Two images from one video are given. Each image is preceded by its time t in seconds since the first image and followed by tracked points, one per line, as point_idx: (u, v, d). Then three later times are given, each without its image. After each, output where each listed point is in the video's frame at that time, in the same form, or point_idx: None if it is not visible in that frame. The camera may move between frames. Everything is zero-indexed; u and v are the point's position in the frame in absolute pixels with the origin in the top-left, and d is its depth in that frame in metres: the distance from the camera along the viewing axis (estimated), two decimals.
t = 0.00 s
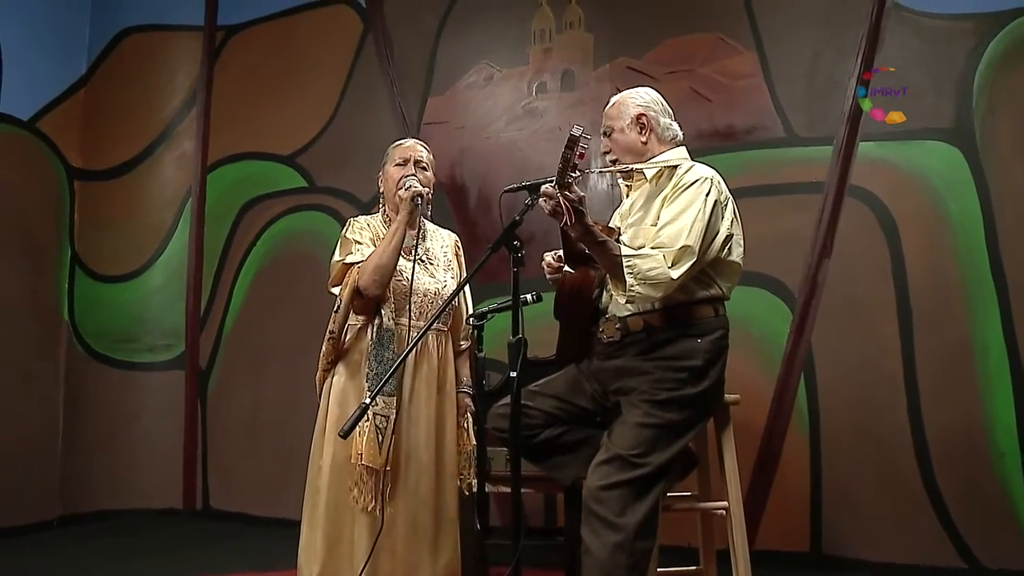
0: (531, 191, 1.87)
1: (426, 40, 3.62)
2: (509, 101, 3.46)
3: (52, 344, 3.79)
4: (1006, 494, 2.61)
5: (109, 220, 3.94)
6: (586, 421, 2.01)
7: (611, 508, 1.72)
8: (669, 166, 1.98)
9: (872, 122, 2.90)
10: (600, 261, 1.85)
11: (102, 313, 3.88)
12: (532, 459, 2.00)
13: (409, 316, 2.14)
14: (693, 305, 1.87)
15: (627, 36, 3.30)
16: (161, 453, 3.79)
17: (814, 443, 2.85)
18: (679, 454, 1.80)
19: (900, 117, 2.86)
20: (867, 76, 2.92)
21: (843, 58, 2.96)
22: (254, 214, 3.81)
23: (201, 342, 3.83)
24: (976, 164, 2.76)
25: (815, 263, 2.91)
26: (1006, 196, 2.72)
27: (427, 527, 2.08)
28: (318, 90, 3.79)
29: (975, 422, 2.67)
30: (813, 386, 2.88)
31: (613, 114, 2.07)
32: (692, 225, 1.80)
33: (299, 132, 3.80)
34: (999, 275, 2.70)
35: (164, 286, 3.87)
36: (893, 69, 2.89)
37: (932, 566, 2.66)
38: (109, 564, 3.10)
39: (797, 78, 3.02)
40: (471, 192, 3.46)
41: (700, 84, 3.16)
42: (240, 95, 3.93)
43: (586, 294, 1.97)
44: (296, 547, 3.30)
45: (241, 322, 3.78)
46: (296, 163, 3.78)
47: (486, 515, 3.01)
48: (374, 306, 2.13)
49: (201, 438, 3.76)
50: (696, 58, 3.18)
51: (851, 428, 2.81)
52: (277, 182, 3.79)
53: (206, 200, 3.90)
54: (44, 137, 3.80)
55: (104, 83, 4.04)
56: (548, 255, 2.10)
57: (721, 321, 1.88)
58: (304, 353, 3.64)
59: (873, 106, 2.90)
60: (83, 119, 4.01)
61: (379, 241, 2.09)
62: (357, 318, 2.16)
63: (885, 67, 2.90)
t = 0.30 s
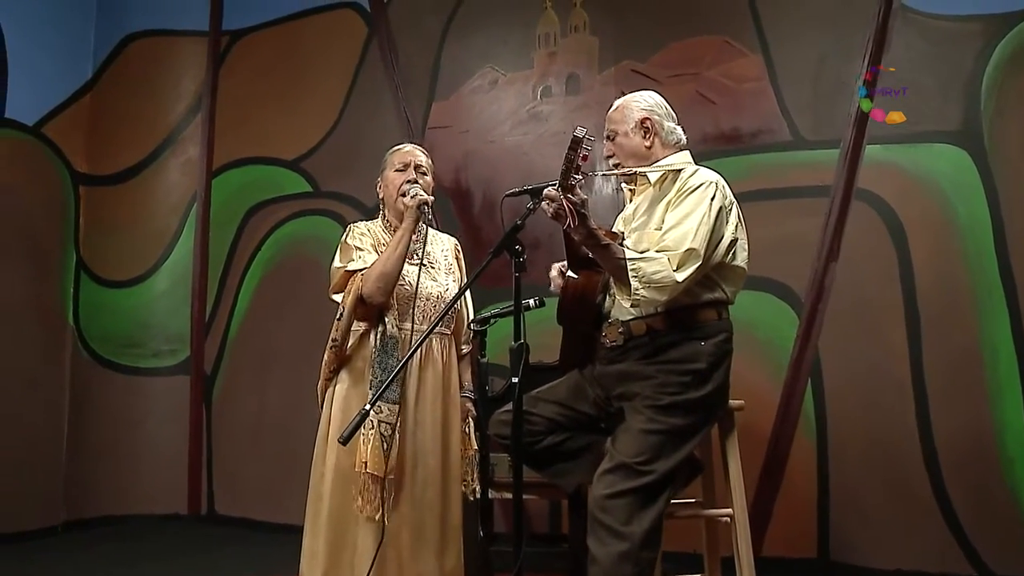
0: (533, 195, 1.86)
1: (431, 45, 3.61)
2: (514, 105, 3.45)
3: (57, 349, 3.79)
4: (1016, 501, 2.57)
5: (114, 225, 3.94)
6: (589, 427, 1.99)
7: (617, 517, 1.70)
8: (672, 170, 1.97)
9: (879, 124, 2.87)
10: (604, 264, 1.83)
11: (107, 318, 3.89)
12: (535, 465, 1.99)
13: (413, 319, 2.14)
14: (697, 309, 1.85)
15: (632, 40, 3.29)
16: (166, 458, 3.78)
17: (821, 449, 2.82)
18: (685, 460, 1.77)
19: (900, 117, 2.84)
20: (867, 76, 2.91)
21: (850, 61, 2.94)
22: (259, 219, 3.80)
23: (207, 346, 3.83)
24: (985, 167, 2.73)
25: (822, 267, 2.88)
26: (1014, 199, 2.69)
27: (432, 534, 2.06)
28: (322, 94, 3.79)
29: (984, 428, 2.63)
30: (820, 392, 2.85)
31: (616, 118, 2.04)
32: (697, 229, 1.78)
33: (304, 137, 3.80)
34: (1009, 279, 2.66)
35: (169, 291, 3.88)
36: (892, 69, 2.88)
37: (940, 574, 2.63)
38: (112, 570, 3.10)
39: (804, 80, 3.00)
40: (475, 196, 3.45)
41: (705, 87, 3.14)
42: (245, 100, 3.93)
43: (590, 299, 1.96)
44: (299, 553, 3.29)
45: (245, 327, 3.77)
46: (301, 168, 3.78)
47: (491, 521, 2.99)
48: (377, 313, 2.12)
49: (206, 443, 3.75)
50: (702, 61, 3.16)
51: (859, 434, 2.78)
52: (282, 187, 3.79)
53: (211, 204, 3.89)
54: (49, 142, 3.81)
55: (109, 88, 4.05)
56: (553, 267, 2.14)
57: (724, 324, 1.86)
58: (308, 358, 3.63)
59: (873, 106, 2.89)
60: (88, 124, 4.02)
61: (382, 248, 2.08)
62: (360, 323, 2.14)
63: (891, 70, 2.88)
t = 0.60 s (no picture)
0: (535, 198, 1.83)
1: (435, 49, 3.61)
2: (519, 109, 3.43)
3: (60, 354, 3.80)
4: None
5: (120, 229, 3.95)
6: (591, 432, 1.97)
7: (624, 526, 1.68)
8: (679, 172, 1.95)
9: (885, 127, 2.85)
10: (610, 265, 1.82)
11: (112, 323, 3.89)
12: (536, 471, 1.97)
13: (422, 315, 2.13)
14: (700, 312, 1.83)
15: (638, 42, 3.27)
16: (169, 463, 3.77)
17: (828, 455, 2.79)
18: (691, 467, 1.75)
19: (901, 117, 2.83)
20: (868, 76, 2.90)
21: (856, 63, 2.92)
22: (264, 223, 3.79)
23: (211, 351, 3.81)
24: (992, 169, 2.70)
25: (828, 271, 2.86)
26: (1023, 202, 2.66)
27: (447, 534, 2.05)
28: (327, 99, 3.78)
29: (994, 434, 2.60)
30: (827, 397, 2.82)
31: (623, 121, 2.03)
32: (704, 229, 1.76)
33: (308, 141, 3.79)
34: (1018, 283, 2.63)
35: (174, 296, 3.86)
36: (893, 69, 2.86)
37: None
38: None
39: (810, 83, 2.98)
40: (480, 200, 3.43)
41: (710, 90, 3.13)
42: (251, 104, 3.92)
43: (592, 300, 1.93)
44: (301, 559, 3.28)
45: (249, 331, 3.76)
46: (306, 172, 3.76)
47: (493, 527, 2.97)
48: (382, 315, 2.09)
49: (209, 448, 3.74)
50: (707, 64, 3.15)
51: (866, 440, 2.75)
52: (286, 191, 3.78)
53: (215, 208, 3.89)
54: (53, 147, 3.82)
55: (114, 92, 4.06)
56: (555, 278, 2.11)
57: (728, 327, 1.84)
58: (312, 362, 3.62)
59: (873, 106, 2.87)
60: (94, 129, 4.04)
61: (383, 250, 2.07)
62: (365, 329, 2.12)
63: (899, 72, 2.85)
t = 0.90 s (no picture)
0: (533, 203, 1.83)
1: (437, 52, 3.59)
2: (521, 113, 3.42)
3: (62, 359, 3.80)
4: None
5: (122, 234, 3.94)
6: (592, 438, 1.94)
7: (626, 535, 1.66)
8: (682, 177, 1.92)
9: (891, 130, 2.82)
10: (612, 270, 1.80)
11: (114, 329, 3.89)
12: (535, 478, 1.94)
13: (420, 319, 2.11)
14: (703, 318, 1.81)
15: (640, 45, 3.25)
16: (170, 469, 3.76)
17: (832, 461, 2.76)
18: (693, 475, 1.73)
19: (900, 117, 2.81)
20: (867, 76, 2.88)
21: (860, 66, 2.90)
22: (266, 228, 3.78)
23: (213, 357, 3.80)
24: (998, 173, 2.68)
25: (833, 275, 2.83)
26: None
27: (458, 540, 2.02)
28: (329, 103, 3.78)
29: (1000, 440, 2.57)
30: (831, 402, 2.79)
31: (619, 135, 2.01)
32: (708, 235, 1.74)
33: (310, 145, 3.78)
34: None
35: (175, 301, 3.86)
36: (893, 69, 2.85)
37: None
38: None
39: (813, 86, 2.96)
40: (482, 204, 3.41)
41: (713, 93, 3.11)
42: (253, 108, 3.92)
43: (595, 303, 1.91)
44: (302, 565, 3.26)
45: (251, 336, 3.75)
46: (308, 176, 3.75)
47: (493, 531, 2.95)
48: (380, 320, 2.10)
49: (210, 454, 3.73)
50: (710, 67, 3.13)
51: (871, 446, 2.72)
52: (288, 196, 3.77)
53: (218, 214, 3.88)
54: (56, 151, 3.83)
55: (116, 97, 4.07)
56: (559, 277, 2.10)
57: (731, 333, 1.81)
58: (313, 367, 3.61)
59: (873, 106, 2.85)
60: (97, 133, 4.05)
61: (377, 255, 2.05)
62: (364, 336, 2.10)
63: (903, 75, 2.83)
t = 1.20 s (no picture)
0: (531, 207, 1.81)
1: (438, 56, 3.58)
2: (522, 117, 3.40)
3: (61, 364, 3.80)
4: None
5: (123, 238, 3.94)
6: (590, 445, 1.92)
7: (625, 545, 1.64)
8: (684, 182, 1.90)
9: (895, 133, 2.79)
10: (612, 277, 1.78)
11: (114, 333, 3.88)
12: (533, 485, 1.92)
13: (414, 326, 2.09)
14: (704, 325, 1.79)
15: (641, 48, 3.24)
16: (169, 475, 3.74)
17: (835, 468, 2.73)
18: (693, 484, 1.71)
19: (901, 118, 2.79)
20: (867, 76, 2.86)
21: (862, 68, 2.87)
22: (265, 233, 3.75)
23: (213, 363, 3.76)
24: (1004, 177, 2.65)
25: (835, 281, 2.80)
26: None
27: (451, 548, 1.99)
28: (330, 107, 3.76)
29: (1005, 447, 2.54)
30: (834, 408, 2.76)
31: (620, 143, 1.98)
32: (710, 243, 1.71)
33: (309, 150, 3.77)
34: None
35: (175, 306, 3.84)
36: (892, 69, 2.83)
37: None
38: None
39: (815, 89, 2.93)
40: (482, 209, 3.39)
41: (715, 97, 3.08)
42: (253, 112, 3.90)
43: (593, 311, 1.88)
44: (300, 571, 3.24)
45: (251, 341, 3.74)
46: (309, 180, 3.73)
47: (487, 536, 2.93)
48: (373, 325, 2.07)
49: (210, 461, 3.69)
50: (711, 70, 3.10)
51: (874, 452, 2.69)
52: (287, 200, 3.75)
53: (218, 218, 3.86)
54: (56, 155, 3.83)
55: (117, 100, 4.07)
56: (557, 283, 2.07)
57: (731, 340, 1.79)
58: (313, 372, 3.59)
59: (873, 106, 2.83)
60: (98, 136, 4.05)
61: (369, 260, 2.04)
62: (358, 344, 2.10)
63: (907, 78, 2.80)
